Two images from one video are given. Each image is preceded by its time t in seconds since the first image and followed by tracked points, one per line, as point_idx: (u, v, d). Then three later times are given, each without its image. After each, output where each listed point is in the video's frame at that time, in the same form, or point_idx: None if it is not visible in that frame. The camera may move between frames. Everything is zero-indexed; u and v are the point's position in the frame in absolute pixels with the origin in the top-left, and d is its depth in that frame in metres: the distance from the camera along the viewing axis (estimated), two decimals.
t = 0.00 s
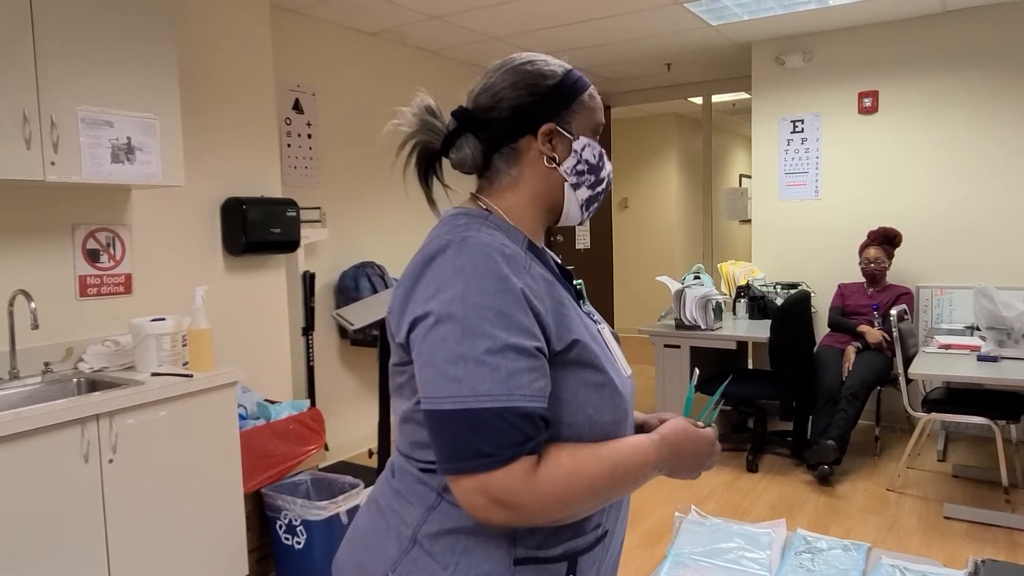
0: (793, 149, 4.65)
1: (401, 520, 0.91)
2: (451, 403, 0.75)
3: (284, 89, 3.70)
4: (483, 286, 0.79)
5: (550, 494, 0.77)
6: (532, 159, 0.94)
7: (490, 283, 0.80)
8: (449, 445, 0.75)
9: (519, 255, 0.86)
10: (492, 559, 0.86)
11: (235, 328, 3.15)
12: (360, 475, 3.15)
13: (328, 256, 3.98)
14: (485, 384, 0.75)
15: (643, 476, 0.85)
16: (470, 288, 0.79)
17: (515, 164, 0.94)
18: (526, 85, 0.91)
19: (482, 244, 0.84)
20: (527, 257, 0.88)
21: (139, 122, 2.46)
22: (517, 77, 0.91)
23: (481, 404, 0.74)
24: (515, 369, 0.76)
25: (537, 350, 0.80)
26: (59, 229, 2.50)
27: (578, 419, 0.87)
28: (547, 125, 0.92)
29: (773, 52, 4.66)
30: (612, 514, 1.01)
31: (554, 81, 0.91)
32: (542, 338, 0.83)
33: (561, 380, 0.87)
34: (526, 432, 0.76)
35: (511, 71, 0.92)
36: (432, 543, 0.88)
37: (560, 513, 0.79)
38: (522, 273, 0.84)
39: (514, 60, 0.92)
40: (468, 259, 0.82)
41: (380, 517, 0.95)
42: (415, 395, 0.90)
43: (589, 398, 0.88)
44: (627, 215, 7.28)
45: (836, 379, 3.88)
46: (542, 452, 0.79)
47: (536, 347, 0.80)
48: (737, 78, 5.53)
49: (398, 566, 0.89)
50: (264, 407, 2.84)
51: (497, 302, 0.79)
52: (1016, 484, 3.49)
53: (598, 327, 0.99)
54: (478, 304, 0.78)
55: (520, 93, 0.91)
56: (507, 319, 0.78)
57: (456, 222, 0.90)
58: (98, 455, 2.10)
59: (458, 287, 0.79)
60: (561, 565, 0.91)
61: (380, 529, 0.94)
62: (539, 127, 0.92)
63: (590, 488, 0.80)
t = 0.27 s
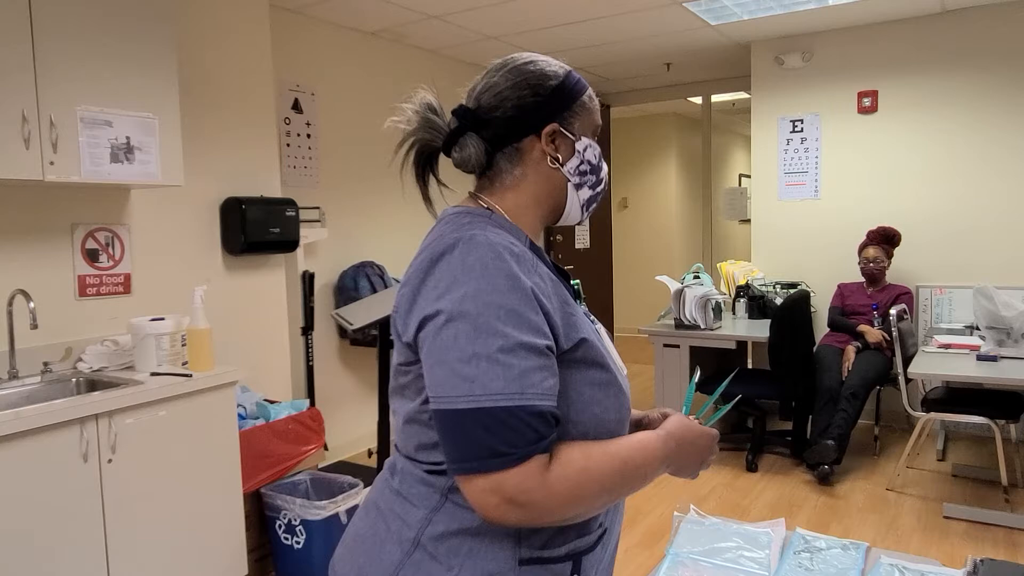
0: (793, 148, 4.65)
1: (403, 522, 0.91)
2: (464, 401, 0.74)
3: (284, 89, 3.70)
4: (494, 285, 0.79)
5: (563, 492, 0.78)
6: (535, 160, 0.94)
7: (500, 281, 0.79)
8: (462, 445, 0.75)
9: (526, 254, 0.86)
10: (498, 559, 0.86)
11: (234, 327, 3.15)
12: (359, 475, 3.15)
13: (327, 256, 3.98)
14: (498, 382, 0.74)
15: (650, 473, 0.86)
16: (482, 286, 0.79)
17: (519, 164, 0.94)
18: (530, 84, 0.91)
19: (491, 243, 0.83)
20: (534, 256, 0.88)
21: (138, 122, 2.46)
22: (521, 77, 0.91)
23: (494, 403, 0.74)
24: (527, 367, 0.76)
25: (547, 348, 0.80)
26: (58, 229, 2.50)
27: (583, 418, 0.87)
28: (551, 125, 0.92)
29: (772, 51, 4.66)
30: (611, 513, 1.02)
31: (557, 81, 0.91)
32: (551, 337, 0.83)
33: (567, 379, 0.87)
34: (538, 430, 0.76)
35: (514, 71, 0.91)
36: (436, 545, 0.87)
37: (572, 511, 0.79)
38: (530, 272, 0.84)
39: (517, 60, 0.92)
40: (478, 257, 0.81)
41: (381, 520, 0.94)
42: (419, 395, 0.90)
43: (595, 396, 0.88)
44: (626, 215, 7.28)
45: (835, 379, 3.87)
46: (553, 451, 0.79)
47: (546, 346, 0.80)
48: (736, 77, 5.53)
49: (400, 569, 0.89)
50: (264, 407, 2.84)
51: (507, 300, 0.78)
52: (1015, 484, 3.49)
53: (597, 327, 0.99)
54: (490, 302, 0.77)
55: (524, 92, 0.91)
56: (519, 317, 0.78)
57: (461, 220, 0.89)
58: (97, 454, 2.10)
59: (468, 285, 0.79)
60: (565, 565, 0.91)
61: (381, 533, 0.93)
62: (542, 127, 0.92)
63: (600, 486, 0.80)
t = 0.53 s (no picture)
0: (793, 149, 4.65)
1: (402, 524, 0.91)
2: (467, 400, 0.74)
3: (284, 89, 3.69)
4: (497, 284, 0.79)
5: (563, 493, 0.78)
6: (533, 160, 0.94)
7: (503, 280, 0.79)
8: (464, 445, 0.75)
9: (527, 253, 0.86)
10: (497, 560, 0.86)
11: (234, 328, 3.15)
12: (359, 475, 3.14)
13: (327, 256, 3.98)
14: (501, 382, 0.74)
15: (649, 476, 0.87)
16: (485, 285, 0.78)
17: (517, 164, 0.94)
18: (528, 85, 0.91)
19: (494, 242, 0.83)
20: (534, 256, 0.88)
21: (138, 122, 2.46)
22: (518, 77, 0.91)
23: (497, 402, 0.74)
24: (530, 367, 0.76)
25: (549, 348, 0.80)
26: (58, 229, 2.50)
27: (584, 417, 0.87)
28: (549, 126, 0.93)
29: (772, 52, 4.66)
30: (609, 512, 1.02)
31: (555, 81, 0.92)
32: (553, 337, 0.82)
33: (568, 379, 0.87)
34: (541, 430, 0.76)
35: (512, 71, 0.91)
36: (435, 547, 0.87)
37: (573, 511, 0.79)
38: (532, 272, 0.84)
39: (515, 60, 0.92)
40: (481, 255, 0.81)
41: (379, 522, 0.94)
42: (420, 395, 0.90)
43: (595, 395, 0.88)
44: (626, 215, 7.28)
45: (835, 380, 3.87)
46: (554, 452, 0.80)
47: (549, 345, 0.80)
48: (736, 77, 5.53)
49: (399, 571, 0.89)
50: (263, 407, 2.84)
51: (510, 300, 0.78)
52: (1015, 484, 3.49)
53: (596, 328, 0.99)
54: (493, 302, 0.77)
55: (522, 92, 0.91)
56: (522, 316, 0.78)
57: (463, 219, 0.89)
58: (97, 454, 2.10)
59: (471, 284, 0.78)
60: (563, 565, 0.91)
61: (378, 534, 0.93)
62: (541, 127, 0.92)
63: (600, 487, 0.81)
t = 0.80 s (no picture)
0: (793, 149, 4.65)
1: (401, 521, 0.91)
2: (456, 398, 0.74)
3: (284, 89, 3.69)
4: (487, 282, 0.79)
5: (555, 489, 0.76)
6: (521, 160, 0.94)
7: (493, 278, 0.79)
8: (455, 441, 0.75)
9: (519, 251, 0.86)
10: (495, 558, 0.86)
11: (234, 328, 3.15)
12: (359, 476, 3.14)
13: (327, 256, 3.98)
14: (490, 378, 0.74)
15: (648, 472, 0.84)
16: (474, 283, 0.79)
17: (504, 165, 0.94)
18: (512, 86, 0.91)
19: (485, 241, 0.83)
20: (527, 254, 0.88)
21: (138, 122, 2.46)
22: (502, 78, 0.91)
23: (487, 399, 0.73)
24: (520, 364, 0.75)
25: (541, 345, 0.79)
26: (58, 229, 2.50)
27: (581, 415, 0.87)
28: (534, 125, 0.92)
29: (772, 52, 4.66)
30: (608, 509, 1.02)
31: (541, 80, 0.91)
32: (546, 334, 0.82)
33: (564, 377, 0.86)
34: (532, 427, 0.75)
35: (499, 72, 0.91)
36: (434, 544, 0.88)
37: (566, 508, 0.77)
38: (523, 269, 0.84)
39: (501, 61, 0.92)
40: (472, 254, 0.81)
41: (379, 519, 0.94)
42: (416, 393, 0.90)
43: (590, 393, 0.88)
44: (626, 215, 7.28)
45: (836, 380, 3.87)
46: (548, 446, 0.78)
47: (540, 343, 0.79)
48: (736, 78, 5.53)
49: (398, 568, 0.89)
50: (264, 408, 2.84)
51: (501, 298, 0.78)
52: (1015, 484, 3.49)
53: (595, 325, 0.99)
54: (483, 300, 0.77)
55: (505, 94, 0.91)
56: (512, 314, 0.78)
57: (457, 220, 0.90)
58: (97, 455, 2.10)
59: (462, 282, 0.79)
60: (562, 563, 0.91)
61: (379, 531, 0.93)
62: (526, 127, 0.92)
63: (596, 483, 0.79)
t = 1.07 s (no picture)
0: (794, 149, 4.65)
1: (396, 518, 0.91)
2: (424, 401, 0.75)
3: (284, 90, 3.69)
4: (464, 287, 0.79)
5: (521, 500, 0.75)
6: (510, 165, 0.94)
7: (469, 283, 0.80)
8: (426, 444, 0.76)
9: (506, 254, 0.86)
10: (483, 558, 0.86)
11: (234, 329, 3.15)
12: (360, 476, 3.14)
13: (328, 257, 3.98)
14: (458, 383, 0.75)
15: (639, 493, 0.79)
16: (449, 288, 0.79)
17: (495, 168, 0.95)
18: (508, 89, 0.90)
19: (465, 246, 0.84)
20: (515, 256, 0.87)
21: (139, 122, 2.46)
22: (501, 80, 0.91)
23: (453, 404, 0.74)
24: (489, 369, 0.76)
25: (516, 351, 0.79)
26: (59, 230, 2.50)
27: (566, 418, 0.86)
28: (521, 131, 0.91)
29: (773, 52, 4.66)
30: (607, 513, 0.99)
31: (538, 85, 0.89)
32: (525, 339, 0.82)
33: (549, 381, 0.86)
34: (500, 433, 0.75)
35: (497, 74, 0.91)
36: (425, 542, 0.88)
37: (534, 520, 0.76)
38: (507, 273, 0.84)
39: (506, 61, 0.91)
40: (451, 259, 0.82)
41: (376, 516, 0.95)
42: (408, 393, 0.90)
43: (578, 396, 0.87)
44: (627, 216, 7.28)
45: (836, 381, 3.87)
46: (519, 455, 0.77)
47: (515, 348, 0.79)
48: (737, 78, 5.53)
49: (391, 565, 0.89)
50: (264, 408, 2.83)
51: (476, 302, 0.79)
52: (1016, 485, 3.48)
53: (595, 326, 0.98)
54: (455, 305, 0.78)
55: (502, 96, 0.91)
56: (485, 320, 0.78)
57: (446, 224, 0.91)
58: (98, 456, 2.09)
59: (438, 287, 0.80)
60: (552, 566, 0.89)
61: (375, 527, 0.94)
62: (512, 133, 0.91)
63: (567, 499, 0.76)
